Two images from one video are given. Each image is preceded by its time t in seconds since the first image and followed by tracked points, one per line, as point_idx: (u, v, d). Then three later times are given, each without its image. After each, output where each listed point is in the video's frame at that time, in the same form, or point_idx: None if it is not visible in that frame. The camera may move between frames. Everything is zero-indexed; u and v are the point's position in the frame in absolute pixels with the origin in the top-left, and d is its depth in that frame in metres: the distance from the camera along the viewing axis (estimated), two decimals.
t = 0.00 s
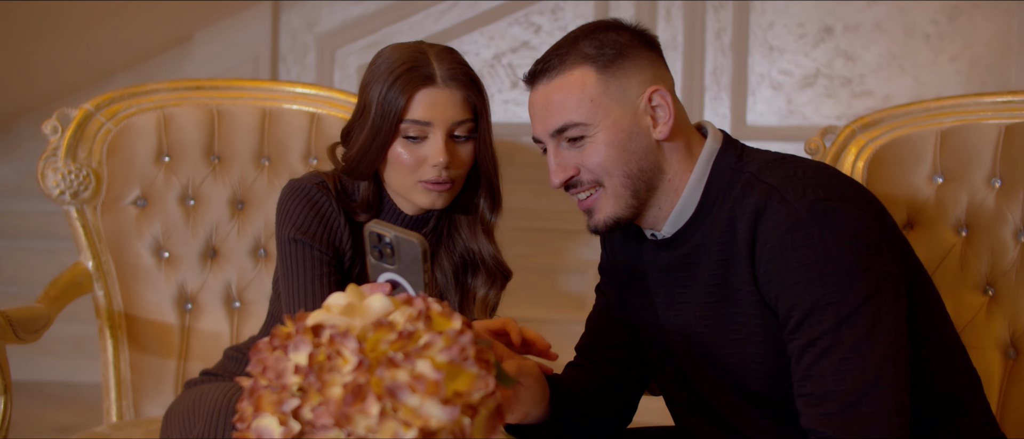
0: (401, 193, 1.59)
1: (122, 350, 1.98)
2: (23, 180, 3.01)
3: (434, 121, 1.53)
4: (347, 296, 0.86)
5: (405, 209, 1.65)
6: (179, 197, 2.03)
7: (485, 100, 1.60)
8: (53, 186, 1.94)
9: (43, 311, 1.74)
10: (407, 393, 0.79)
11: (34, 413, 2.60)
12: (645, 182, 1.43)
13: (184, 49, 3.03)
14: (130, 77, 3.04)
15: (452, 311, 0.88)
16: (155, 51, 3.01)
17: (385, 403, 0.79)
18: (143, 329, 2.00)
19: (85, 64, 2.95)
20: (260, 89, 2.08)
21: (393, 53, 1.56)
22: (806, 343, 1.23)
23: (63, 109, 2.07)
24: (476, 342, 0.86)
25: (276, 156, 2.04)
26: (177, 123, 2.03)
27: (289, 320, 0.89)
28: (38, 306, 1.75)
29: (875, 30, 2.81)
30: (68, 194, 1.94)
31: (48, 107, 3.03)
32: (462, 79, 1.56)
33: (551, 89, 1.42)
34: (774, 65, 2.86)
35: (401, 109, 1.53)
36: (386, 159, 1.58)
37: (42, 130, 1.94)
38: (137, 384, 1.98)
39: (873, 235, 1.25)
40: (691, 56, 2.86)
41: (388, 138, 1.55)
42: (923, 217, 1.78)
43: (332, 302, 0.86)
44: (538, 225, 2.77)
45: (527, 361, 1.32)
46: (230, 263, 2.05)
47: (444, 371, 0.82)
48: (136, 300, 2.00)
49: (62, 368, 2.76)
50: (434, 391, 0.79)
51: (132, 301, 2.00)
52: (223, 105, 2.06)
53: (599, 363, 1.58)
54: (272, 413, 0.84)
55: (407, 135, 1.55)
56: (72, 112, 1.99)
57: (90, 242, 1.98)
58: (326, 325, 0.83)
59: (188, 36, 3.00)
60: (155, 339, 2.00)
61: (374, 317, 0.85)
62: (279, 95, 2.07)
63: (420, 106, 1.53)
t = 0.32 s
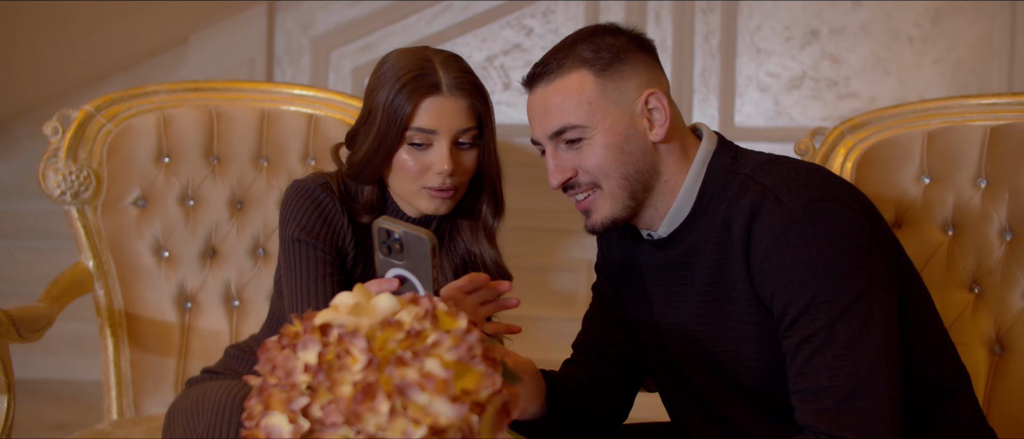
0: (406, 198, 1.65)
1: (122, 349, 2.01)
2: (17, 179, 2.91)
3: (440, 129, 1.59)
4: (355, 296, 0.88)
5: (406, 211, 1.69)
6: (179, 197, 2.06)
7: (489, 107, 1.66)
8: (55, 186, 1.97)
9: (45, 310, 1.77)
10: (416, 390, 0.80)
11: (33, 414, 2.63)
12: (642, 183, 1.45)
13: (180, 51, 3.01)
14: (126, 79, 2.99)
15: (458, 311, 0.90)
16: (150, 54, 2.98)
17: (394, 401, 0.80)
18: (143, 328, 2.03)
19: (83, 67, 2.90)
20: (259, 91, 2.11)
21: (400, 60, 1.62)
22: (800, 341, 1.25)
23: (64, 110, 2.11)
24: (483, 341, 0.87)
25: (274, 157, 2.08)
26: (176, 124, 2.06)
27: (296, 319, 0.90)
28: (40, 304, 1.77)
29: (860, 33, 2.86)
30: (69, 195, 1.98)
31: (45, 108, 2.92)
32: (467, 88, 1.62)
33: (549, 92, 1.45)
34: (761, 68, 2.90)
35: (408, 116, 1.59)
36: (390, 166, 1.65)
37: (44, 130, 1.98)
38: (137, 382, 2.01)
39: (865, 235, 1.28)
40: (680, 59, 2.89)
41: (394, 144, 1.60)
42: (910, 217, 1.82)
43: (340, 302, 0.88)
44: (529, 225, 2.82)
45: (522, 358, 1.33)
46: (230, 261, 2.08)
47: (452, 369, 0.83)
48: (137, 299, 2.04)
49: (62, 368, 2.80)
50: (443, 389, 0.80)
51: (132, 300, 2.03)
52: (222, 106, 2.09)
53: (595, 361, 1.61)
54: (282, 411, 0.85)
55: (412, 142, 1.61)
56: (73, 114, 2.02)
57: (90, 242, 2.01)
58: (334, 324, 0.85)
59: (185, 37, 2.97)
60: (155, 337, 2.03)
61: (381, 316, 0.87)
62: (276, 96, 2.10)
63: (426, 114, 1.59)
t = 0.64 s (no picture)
0: (407, 200, 1.69)
1: (122, 346, 2.03)
2: (17, 179, 3.00)
3: (441, 133, 1.63)
4: (359, 293, 0.90)
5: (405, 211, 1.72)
6: (179, 196, 2.08)
7: (490, 111, 1.70)
8: (55, 185, 1.99)
9: (47, 308, 1.78)
10: (422, 386, 0.82)
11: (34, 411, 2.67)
12: (638, 182, 1.48)
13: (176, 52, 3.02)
14: (123, 80, 3.02)
15: (461, 308, 0.92)
16: (147, 55, 3.00)
17: (401, 396, 0.82)
18: (143, 326, 2.04)
19: (82, 69, 2.92)
20: (257, 91, 2.14)
21: (401, 64, 1.66)
22: (794, 337, 1.28)
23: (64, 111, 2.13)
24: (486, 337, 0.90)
25: (272, 156, 2.10)
26: (176, 124, 2.08)
27: (302, 317, 0.91)
28: (42, 302, 1.78)
29: (845, 35, 2.91)
30: (69, 194, 1.99)
31: (44, 107, 2.99)
32: (468, 93, 1.65)
33: (546, 93, 1.48)
34: (749, 69, 2.94)
35: (410, 120, 1.62)
36: (391, 169, 1.68)
37: (45, 130, 2.00)
38: (137, 379, 2.03)
39: (854, 233, 1.31)
40: (669, 60, 2.93)
41: (396, 147, 1.64)
42: (897, 215, 1.86)
43: (344, 299, 0.89)
44: (520, 224, 2.85)
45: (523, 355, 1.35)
46: (229, 260, 2.10)
47: (458, 365, 0.85)
48: (136, 297, 2.05)
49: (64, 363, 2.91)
50: (448, 385, 0.82)
51: (132, 297, 2.05)
52: (221, 106, 2.11)
53: (591, 356, 1.64)
54: (289, 407, 0.87)
55: (414, 146, 1.65)
56: (72, 114, 2.04)
57: (90, 240, 2.03)
58: (339, 321, 0.86)
59: (181, 39, 2.98)
60: (155, 335, 2.05)
61: (386, 314, 0.88)
62: (274, 97, 2.13)
63: (428, 118, 1.62)
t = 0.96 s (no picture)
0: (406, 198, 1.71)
1: (122, 340, 2.05)
2: (17, 179, 3.00)
3: (440, 132, 1.66)
4: (362, 281, 0.91)
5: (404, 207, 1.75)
6: (179, 193, 2.11)
7: (489, 111, 1.73)
8: (56, 182, 2.01)
9: (47, 303, 1.82)
10: (424, 372, 0.83)
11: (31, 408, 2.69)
12: (634, 176, 1.51)
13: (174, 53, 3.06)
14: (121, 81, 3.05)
15: (462, 296, 0.93)
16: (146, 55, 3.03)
17: (404, 381, 0.83)
18: (142, 320, 2.07)
19: (81, 69, 2.94)
20: (255, 90, 2.16)
21: (402, 63, 1.68)
22: (788, 326, 1.30)
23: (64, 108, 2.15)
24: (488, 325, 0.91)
25: (271, 154, 2.12)
26: (176, 122, 2.10)
27: (304, 305, 0.93)
28: (42, 298, 1.82)
29: (833, 37, 2.95)
30: (70, 191, 2.02)
31: (46, 105, 3.00)
32: (467, 92, 1.68)
33: (544, 89, 1.50)
34: (738, 70, 2.98)
35: (409, 118, 1.65)
36: (391, 167, 1.71)
37: (45, 128, 2.02)
38: (137, 373, 2.05)
39: (847, 227, 1.34)
40: (660, 61, 2.97)
41: (396, 145, 1.67)
42: (886, 212, 1.89)
43: (347, 287, 0.90)
44: (513, 222, 2.87)
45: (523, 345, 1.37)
46: (229, 255, 2.12)
47: (459, 351, 0.86)
48: (136, 292, 2.07)
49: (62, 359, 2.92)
50: (450, 370, 0.83)
51: (132, 292, 2.07)
52: (220, 105, 2.13)
53: (586, 348, 1.67)
54: (292, 393, 0.88)
55: (414, 144, 1.67)
56: (73, 112, 2.06)
57: (90, 236, 2.05)
58: (342, 308, 0.87)
59: (179, 40, 3.01)
60: (155, 329, 2.07)
61: (387, 302, 0.89)
62: (273, 96, 2.15)
63: (427, 117, 1.65)
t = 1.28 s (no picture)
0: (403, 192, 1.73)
1: (123, 334, 2.07)
2: (21, 178, 3.01)
3: (436, 126, 1.67)
4: (358, 268, 0.92)
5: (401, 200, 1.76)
6: (179, 189, 2.12)
7: (484, 105, 1.75)
8: (57, 178, 2.02)
9: (47, 297, 1.82)
10: (419, 356, 0.84)
11: (32, 405, 2.71)
12: (629, 168, 1.52)
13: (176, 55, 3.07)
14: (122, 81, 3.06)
15: (458, 283, 0.93)
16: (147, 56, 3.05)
17: (399, 366, 0.83)
18: (143, 315, 2.08)
19: (84, 71, 2.95)
20: (254, 88, 2.18)
21: (398, 57, 1.69)
22: (780, 316, 1.31)
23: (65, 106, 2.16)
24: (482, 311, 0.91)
25: (270, 151, 2.14)
26: (176, 119, 2.11)
27: (301, 292, 0.94)
28: (43, 291, 1.83)
29: (823, 38, 2.98)
30: (72, 187, 2.02)
31: (49, 106, 3.00)
32: (463, 87, 1.69)
33: (539, 82, 1.53)
34: (731, 71, 3.00)
35: (406, 112, 1.66)
36: (388, 161, 1.72)
37: (46, 124, 2.02)
38: (137, 367, 2.07)
39: (838, 218, 1.35)
40: (654, 62, 2.99)
41: (392, 140, 1.68)
42: (876, 207, 1.92)
43: (342, 274, 0.91)
44: (508, 220, 2.89)
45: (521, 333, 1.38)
46: (228, 251, 2.13)
47: (454, 336, 0.87)
48: (136, 286, 2.09)
49: (60, 356, 2.93)
50: (445, 355, 0.84)
51: (133, 287, 2.08)
52: (220, 103, 2.15)
53: (580, 339, 1.69)
54: (288, 379, 0.89)
55: (410, 138, 1.69)
56: (74, 109, 2.08)
57: (91, 231, 2.06)
58: (337, 295, 0.88)
59: (181, 42, 3.03)
60: (156, 324, 2.08)
61: (383, 288, 0.90)
62: (272, 93, 2.17)
63: (423, 112, 1.67)
